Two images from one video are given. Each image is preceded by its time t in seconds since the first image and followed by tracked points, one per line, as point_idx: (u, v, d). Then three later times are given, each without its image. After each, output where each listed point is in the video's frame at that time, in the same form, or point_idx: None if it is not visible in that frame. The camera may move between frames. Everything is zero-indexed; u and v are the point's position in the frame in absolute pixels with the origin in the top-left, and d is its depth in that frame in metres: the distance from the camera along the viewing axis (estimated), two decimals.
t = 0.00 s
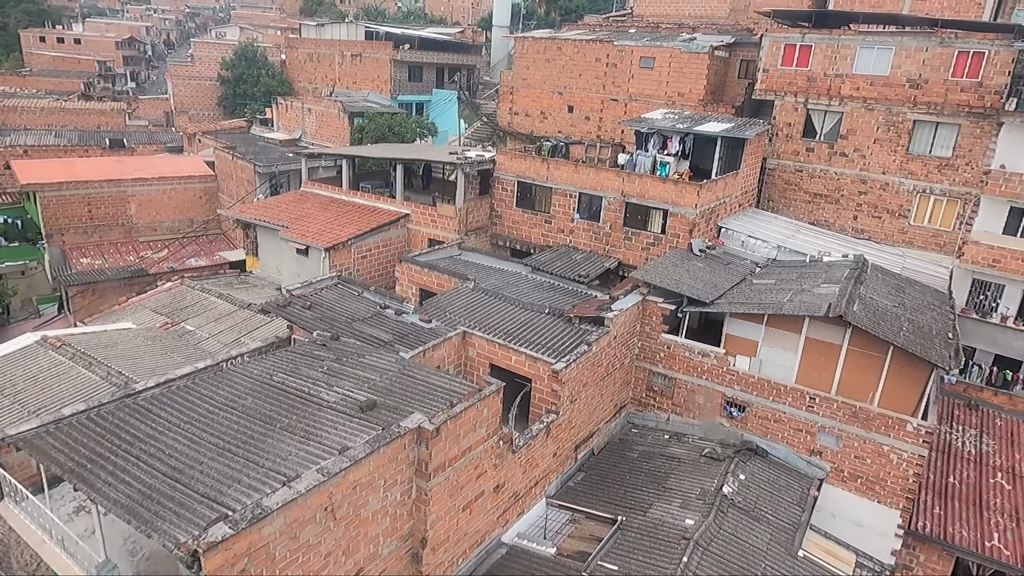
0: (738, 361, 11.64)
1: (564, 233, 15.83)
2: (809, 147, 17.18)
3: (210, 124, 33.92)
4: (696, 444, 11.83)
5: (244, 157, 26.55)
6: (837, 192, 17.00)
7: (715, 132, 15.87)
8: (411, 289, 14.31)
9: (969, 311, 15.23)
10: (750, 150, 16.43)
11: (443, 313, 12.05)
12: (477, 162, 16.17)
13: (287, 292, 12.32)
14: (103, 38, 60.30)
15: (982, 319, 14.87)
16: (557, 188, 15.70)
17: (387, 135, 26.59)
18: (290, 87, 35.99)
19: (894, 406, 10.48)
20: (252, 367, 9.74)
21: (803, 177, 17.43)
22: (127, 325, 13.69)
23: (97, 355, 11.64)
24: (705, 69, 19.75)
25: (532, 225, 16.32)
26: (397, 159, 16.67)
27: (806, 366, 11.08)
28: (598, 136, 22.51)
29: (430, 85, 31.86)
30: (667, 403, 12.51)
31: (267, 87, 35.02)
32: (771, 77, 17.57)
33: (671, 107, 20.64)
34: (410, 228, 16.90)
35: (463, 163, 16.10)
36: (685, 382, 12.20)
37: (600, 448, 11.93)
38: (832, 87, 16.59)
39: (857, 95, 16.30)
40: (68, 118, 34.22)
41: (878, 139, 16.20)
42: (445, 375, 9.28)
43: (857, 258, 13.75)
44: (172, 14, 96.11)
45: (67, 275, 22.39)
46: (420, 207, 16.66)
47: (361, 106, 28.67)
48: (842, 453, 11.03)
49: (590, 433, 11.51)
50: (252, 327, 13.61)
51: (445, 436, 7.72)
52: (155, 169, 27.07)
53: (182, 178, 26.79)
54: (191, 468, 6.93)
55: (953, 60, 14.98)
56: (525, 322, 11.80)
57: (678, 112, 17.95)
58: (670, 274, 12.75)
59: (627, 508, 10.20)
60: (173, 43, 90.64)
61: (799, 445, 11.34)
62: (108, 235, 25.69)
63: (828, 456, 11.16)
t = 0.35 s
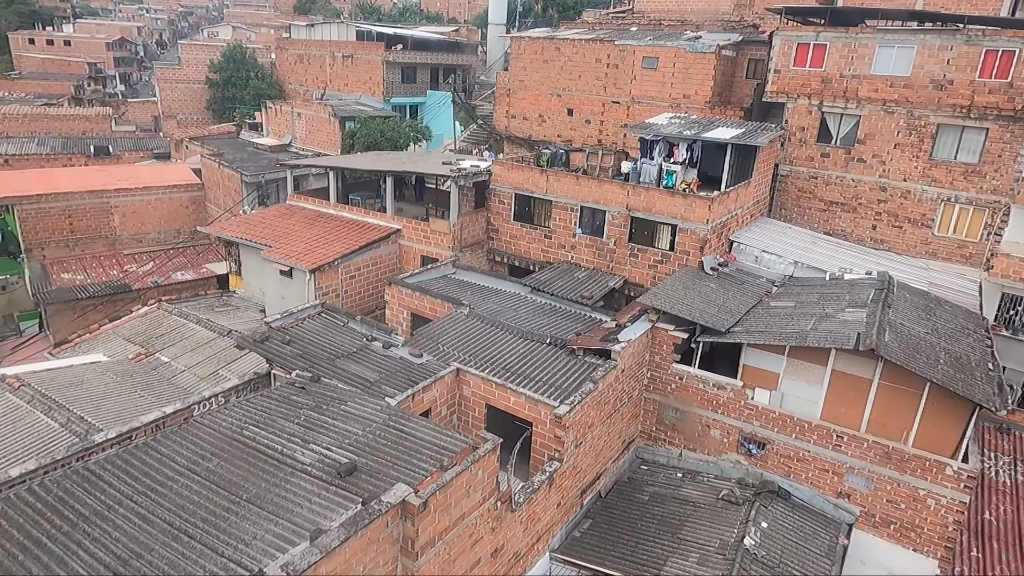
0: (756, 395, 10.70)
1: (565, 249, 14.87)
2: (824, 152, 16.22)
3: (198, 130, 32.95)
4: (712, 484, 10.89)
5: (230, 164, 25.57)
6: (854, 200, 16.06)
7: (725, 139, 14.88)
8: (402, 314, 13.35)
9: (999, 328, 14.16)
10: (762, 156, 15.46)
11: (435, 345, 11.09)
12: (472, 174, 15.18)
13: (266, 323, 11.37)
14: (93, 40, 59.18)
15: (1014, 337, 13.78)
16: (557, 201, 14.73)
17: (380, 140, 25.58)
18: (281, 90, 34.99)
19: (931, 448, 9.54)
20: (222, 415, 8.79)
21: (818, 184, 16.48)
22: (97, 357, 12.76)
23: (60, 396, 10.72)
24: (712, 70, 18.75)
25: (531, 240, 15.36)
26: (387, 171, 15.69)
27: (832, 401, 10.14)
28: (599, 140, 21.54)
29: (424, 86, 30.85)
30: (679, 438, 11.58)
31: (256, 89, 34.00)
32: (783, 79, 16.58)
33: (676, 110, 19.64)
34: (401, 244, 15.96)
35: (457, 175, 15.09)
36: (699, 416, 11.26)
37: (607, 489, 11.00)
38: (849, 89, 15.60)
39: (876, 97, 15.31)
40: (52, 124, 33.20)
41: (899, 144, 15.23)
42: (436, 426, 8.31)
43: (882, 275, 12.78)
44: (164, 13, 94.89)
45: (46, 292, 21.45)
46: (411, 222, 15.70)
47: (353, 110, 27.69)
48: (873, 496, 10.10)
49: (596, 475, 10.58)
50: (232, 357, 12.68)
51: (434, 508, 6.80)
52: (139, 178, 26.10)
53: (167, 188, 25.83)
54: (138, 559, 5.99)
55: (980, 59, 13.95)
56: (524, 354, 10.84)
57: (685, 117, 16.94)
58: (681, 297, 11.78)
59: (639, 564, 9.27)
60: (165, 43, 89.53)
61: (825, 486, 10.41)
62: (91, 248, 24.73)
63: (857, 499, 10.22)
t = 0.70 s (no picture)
0: (775, 453, 9.71)
1: (566, 280, 13.94)
2: (842, 178, 15.34)
3: (188, 139, 32.05)
4: (727, 550, 9.93)
5: (218, 178, 24.64)
6: (873, 229, 15.18)
7: (737, 164, 13.97)
8: (389, 352, 12.39)
9: None
10: (777, 183, 14.54)
11: (423, 394, 10.10)
12: (468, 199, 14.26)
13: (238, 366, 10.37)
14: (89, 43, 58.34)
15: None
16: (558, 229, 13.78)
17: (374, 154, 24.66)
18: (274, 99, 34.15)
19: (971, 522, 8.59)
20: (177, 482, 7.75)
21: (834, 211, 15.59)
22: (57, 398, 11.76)
23: (8, 448, 9.72)
24: (722, 88, 17.88)
25: (530, 269, 14.42)
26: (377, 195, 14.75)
27: (861, 465, 9.16)
28: (602, 159, 20.67)
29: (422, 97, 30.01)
30: (688, 495, 10.63)
31: (249, 98, 33.13)
32: (798, 99, 15.69)
33: (683, 129, 18.75)
34: (391, 271, 15.02)
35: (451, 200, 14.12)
36: (711, 473, 10.30)
37: (610, 554, 10.03)
38: (869, 112, 14.71)
39: (898, 121, 14.40)
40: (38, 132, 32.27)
41: (922, 171, 14.32)
42: (420, 503, 7.39)
43: (908, 315, 11.86)
44: (163, 16, 94.20)
45: (20, 312, 20.43)
46: (402, 248, 14.76)
47: (347, 122, 26.82)
48: (905, 569, 9.13)
49: (599, 541, 9.61)
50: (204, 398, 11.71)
51: None
52: (123, 191, 25.15)
53: (152, 201, 24.89)
54: None
55: (1012, 82, 12.99)
56: (521, 406, 9.86)
57: (693, 138, 16.04)
58: (692, 340, 10.82)
59: None
60: (163, 47, 88.83)
61: (852, 556, 9.45)
62: (72, 264, 23.74)
63: (887, 573, 9.25)
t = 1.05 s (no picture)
0: (807, 513, 8.76)
1: (571, 308, 12.98)
2: (863, 193, 14.37)
3: (179, 152, 31.18)
4: None
5: (207, 194, 23.74)
6: (898, 247, 14.21)
7: (753, 182, 13.01)
8: (380, 393, 11.45)
9: None
10: (795, 200, 13.58)
11: (415, 450, 9.15)
12: (464, 222, 13.32)
13: (211, 421, 9.42)
14: (83, 51, 57.55)
15: None
16: (562, 255, 12.83)
17: (368, 167, 23.61)
18: (267, 108, 33.27)
19: None
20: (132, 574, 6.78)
21: (856, 228, 14.63)
22: (21, 450, 10.85)
23: None
24: (733, 97, 16.91)
25: (532, 297, 13.48)
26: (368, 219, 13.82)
27: (903, 530, 8.22)
28: (606, 171, 19.73)
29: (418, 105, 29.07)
30: (708, 554, 9.69)
31: (241, 108, 32.26)
32: (815, 109, 14.71)
33: (692, 140, 17.77)
34: (384, 299, 14.09)
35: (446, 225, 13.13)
36: (734, 532, 9.35)
37: None
38: (893, 123, 13.73)
39: (925, 132, 13.42)
40: (26, 146, 31.41)
41: (951, 186, 13.34)
42: None
43: (945, 348, 10.88)
44: (159, 22, 93.50)
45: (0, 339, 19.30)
46: (395, 274, 13.83)
47: (340, 133, 25.91)
48: None
49: None
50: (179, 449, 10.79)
51: None
52: (109, 208, 24.25)
53: (139, 218, 24.00)
54: None
55: None
56: (523, 463, 8.90)
57: (704, 152, 15.08)
58: (710, 383, 9.86)
59: None
60: (159, 52, 88.16)
61: None
62: (56, 285, 22.83)
63: None
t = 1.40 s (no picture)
0: None
1: (572, 344, 12.02)
2: (885, 218, 13.44)
3: (167, 163, 30.26)
4: None
5: (192, 209, 22.82)
6: (923, 276, 13.28)
7: (769, 208, 12.07)
8: (365, 443, 10.51)
9: None
10: (814, 226, 12.63)
11: (399, 521, 8.19)
12: (458, 251, 12.35)
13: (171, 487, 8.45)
14: (76, 55, 56.65)
15: None
16: (563, 287, 11.88)
17: (360, 181, 22.62)
18: (258, 117, 32.34)
19: None
20: None
21: (876, 254, 13.69)
22: None
23: None
24: (743, 112, 15.97)
25: (531, 331, 12.53)
26: (355, 247, 12.86)
27: None
28: (609, 188, 18.80)
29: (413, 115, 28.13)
30: None
31: (231, 117, 31.34)
32: (833, 127, 13.77)
33: (699, 156, 16.86)
34: (371, 331, 13.14)
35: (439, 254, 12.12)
36: None
37: None
38: (918, 143, 12.80)
39: (953, 154, 12.49)
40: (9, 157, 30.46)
41: (981, 212, 12.40)
42: None
43: (982, 396, 9.97)
44: (155, 26, 92.72)
45: None
46: (383, 306, 12.88)
47: (331, 145, 24.96)
48: None
49: None
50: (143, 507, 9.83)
51: None
52: (91, 225, 23.31)
53: (122, 235, 23.04)
54: None
55: None
56: (520, 537, 7.94)
57: (714, 172, 14.22)
58: (728, 439, 8.92)
59: None
60: (154, 56, 87.42)
61: None
62: (35, 305, 21.87)
63: None
